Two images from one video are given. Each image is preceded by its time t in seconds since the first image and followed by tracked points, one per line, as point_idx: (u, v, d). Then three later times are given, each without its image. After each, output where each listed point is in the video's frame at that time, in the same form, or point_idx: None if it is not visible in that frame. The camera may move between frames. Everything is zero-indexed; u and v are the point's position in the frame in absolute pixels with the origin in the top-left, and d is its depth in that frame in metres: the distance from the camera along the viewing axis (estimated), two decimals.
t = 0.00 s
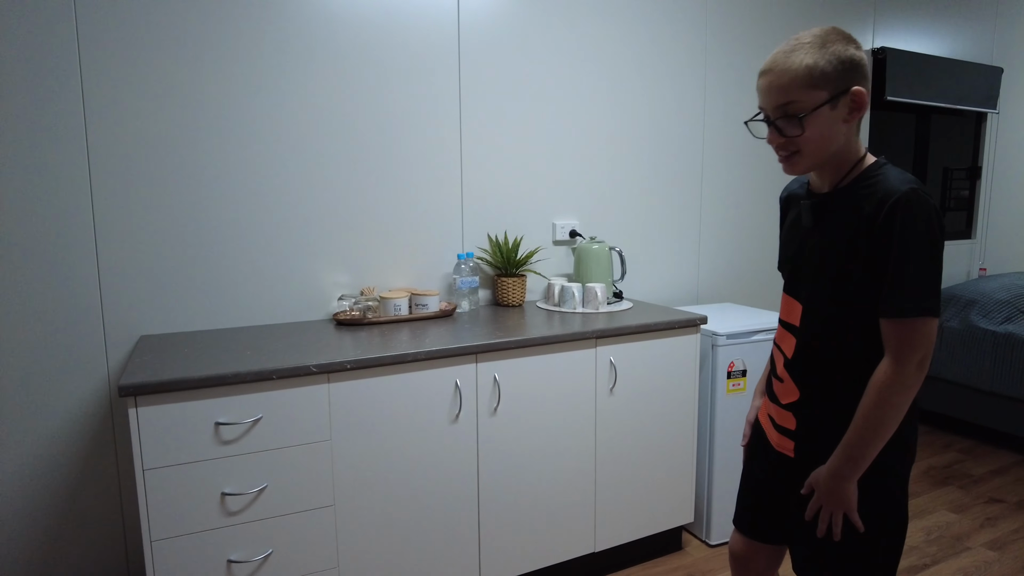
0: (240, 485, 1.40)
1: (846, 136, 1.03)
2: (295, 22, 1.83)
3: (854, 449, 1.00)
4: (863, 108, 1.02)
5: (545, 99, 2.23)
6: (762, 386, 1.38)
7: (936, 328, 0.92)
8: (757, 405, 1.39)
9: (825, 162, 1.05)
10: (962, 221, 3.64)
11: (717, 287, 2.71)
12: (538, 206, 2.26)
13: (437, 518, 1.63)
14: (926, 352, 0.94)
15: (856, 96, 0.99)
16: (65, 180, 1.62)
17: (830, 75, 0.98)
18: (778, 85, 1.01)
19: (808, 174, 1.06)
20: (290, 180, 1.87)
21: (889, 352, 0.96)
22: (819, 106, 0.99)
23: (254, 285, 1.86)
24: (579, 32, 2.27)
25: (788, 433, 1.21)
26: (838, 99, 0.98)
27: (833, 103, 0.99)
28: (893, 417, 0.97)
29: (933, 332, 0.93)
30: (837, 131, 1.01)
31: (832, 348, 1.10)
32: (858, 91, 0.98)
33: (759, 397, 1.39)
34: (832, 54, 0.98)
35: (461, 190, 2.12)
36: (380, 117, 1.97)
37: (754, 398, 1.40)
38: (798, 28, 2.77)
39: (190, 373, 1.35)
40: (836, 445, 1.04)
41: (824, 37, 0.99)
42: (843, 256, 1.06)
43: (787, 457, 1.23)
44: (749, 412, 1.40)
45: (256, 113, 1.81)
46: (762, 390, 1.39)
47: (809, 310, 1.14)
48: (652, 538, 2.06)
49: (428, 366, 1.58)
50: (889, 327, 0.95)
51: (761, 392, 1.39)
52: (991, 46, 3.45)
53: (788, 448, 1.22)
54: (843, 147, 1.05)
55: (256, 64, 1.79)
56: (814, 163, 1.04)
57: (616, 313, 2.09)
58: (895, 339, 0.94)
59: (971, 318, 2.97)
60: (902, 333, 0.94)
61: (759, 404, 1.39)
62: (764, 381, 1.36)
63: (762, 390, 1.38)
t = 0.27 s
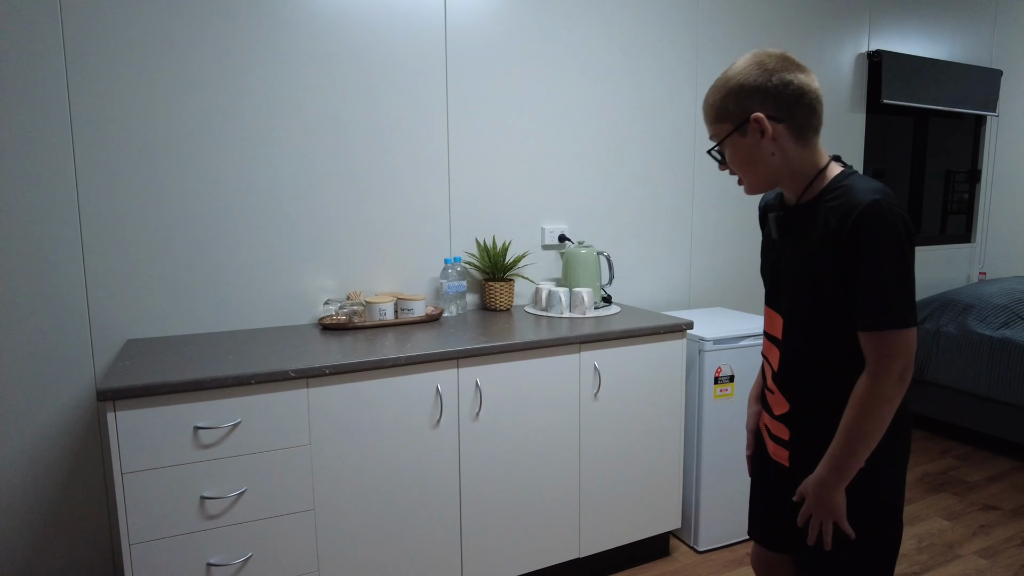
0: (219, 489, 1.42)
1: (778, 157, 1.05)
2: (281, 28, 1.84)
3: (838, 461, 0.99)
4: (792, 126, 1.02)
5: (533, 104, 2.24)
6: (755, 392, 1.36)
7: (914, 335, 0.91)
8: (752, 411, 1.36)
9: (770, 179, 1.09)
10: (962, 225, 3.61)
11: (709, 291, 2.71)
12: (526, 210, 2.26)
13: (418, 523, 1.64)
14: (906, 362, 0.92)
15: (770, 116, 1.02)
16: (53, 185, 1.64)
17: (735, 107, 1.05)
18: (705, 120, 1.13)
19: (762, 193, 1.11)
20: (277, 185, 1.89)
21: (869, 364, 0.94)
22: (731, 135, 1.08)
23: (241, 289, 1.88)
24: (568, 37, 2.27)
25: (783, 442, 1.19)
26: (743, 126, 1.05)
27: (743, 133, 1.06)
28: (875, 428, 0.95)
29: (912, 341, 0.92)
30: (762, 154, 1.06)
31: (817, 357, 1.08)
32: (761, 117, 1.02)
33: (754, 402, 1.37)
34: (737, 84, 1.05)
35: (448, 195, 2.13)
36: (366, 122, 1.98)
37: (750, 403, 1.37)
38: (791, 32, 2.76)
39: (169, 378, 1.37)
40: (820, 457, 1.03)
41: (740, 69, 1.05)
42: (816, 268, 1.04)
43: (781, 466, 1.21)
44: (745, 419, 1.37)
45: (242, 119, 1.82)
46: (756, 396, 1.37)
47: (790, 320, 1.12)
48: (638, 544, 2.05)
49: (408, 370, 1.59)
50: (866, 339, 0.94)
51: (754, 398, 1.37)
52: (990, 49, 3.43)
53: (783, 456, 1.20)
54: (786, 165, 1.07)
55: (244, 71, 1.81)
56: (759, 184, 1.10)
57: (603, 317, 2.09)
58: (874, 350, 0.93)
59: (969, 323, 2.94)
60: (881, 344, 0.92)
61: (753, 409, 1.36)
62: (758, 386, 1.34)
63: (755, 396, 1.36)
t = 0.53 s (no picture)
0: (207, 491, 1.42)
1: (759, 159, 1.07)
2: (276, 32, 1.85)
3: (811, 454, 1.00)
4: (769, 128, 1.04)
5: (530, 107, 2.24)
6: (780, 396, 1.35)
7: (875, 325, 0.92)
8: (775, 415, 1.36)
9: (754, 182, 1.10)
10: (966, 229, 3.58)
11: (707, 295, 2.69)
12: (522, 213, 2.26)
13: (407, 526, 1.63)
14: (873, 354, 0.93)
15: (745, 120, 1.05)
16: (48, 188, 1.66)
17: (713, 115, 1.09)
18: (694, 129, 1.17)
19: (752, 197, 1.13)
20: (272, 188, 1.89)
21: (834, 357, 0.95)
22: (713, 141, 1.11)
23: (233, 291, 1.88)
24: (565, 40, 2.27)
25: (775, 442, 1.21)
26: (722, 131, 1.08)
27: (723, 139, 1.09)
28: (849, 421, 0.96)
29: (880, 333, 0.93)
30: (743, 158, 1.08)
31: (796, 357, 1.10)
32: (737, 121, 1.05)
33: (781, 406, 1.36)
34: (715, 93, 1.09)
35: (443, 198, 2.13)
36: (360, 125, 1.99)
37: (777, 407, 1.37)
38: (791, 35, 2.74)
39: (158, 379, 1.37)
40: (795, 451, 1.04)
41: (718, 79, 1.09)
42: (782, 266, 1.06)
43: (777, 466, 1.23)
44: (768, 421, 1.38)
45: (236, 122, 1.83)
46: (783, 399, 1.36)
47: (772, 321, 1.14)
48: (632, 550, 2.03)
49: (398, 373, 1.58)
50: (835, 332, 0.95)
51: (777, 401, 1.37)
52: (994, 51, 3.40)
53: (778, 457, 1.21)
54: (768, 168, 1.08)
55: (238, 74, 1.82)
56: (745, 188, 1.12)
57: (598, 321, 2.08)
58: (842, 343, 0.94)
59: (972, 328, 2.90)
60: (842, 337, 0.94)
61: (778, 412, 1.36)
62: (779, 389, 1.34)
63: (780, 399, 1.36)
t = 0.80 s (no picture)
0: (189, 496, 1.40)
1: (777, 163, 1.11)
2: (266, 33, 1.84)
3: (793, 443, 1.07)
4: (786, 133, 1.08)
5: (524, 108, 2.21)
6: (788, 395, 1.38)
7: (851, 319, 0.98)
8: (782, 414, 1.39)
9: (772, 185, 1.15)
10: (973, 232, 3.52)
11: (707, 298, 2.65)
12: (517, 216, 2.24)
13: (394, 533, 1.61)
14: (849, 349, 0.99)
15: (765, 125, 1.10)
16: (37, 191, 1.65)
17: (735, 120, 1.13)
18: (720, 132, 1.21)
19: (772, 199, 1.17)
20: (263, 190, 1.88)
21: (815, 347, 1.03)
22: (735, 144, 1.16)
23: (223, 294, 1.87)
24: (560, 41, 2.24)
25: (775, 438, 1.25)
26: (743, 135, 1.13)
27: (744, 142, 1.13)
28: (828, 411, 1.03)
29: (859, 327, 0.99)
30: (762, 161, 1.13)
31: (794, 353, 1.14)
32: (756, 126, 1.09)
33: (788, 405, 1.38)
34: (740, 99, 1.13)
35: (437, 201, 2.11)
36: (353, 127, 1.97)
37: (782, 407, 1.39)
38: (792, 35, 2.71)
39: (139, 383, 1.36)
40: (781, 440, 1.11)
41: (742, 85, 1.14)
42: (783, 265, 1.13)
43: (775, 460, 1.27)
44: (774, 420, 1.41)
45: (227, 124, 1.82)
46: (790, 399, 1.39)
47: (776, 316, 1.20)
48: (627, 558, 2.00)
49: (385, 378, 1.56)
50: (817, 326, 1.02)
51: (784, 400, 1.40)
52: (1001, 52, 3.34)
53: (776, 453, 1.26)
54: (784, 172, 1.12)
55: (228, 75, 1.81)
56: (763, 189, 1.17)
57: (592, 325, 2.05)
58: (822, 336, 1.01)
59: (978, 333, 2.84)
60: (821, 328, 1.01)
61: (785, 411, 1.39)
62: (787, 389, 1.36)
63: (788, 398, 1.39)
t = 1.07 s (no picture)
0: (151, 505, 1.35)
1: (805, 152, 1.11)
2: (240, 27, 1.79)
3: (779, 433, 1.00)
4: (815, 122, 1.08)
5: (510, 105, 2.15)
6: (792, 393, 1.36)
7: (853, 303, 0.96)
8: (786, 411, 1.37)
9: (802, 175, 1.15)
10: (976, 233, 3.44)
11: (700, 300, 2.59)
12: (503, 215, 2.18)
13: (368, 543, 1.55)
14: (851, 335, 0.96)
15: (793, 115, 1.10)
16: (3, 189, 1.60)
17: (768, 109, 1.14)
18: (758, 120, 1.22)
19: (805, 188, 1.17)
20: (239, 189, 1.83)
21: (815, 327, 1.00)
22: (768, 133, 1.17)
23: (198, 295, 1.81)
24: (547, 36, 2.18)
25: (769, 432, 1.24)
26: (774, 124, 1.14)
27: (774, 131, 1.14)
28: (821, 399, 0.98)
29: (864, 312, 0.97)
30: (791, 150, 1.13)
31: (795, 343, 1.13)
32: (784, 114, 1.10)
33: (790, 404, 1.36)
34: (774, 88, 1.14)
35: (419, 199, 2.05)
36: (332, 124, 1.92)
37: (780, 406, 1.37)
38: (787, 31, 2.64)
39: (99, 387, 1.31)
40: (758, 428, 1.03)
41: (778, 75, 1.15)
42: (797, 244, 1.11)
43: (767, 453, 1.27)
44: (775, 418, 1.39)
45: (201, 120, 1.77)
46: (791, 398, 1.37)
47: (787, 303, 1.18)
48: (613, 569, 1.93)
49: (358, 382, 1.51)
50: (818, 304, 1.01)
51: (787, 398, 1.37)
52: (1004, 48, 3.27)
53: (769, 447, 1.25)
54: (812, 162, 1.12)
55: (201, 69, 1.75)
56: (794, 179, 1.17)
57: (579, 327, 1.99)
58: (823, 315, 0.99)
59: (981, 337, 2.77)
60: (823, 307, 0.99)
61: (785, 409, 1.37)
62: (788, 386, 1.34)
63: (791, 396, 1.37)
